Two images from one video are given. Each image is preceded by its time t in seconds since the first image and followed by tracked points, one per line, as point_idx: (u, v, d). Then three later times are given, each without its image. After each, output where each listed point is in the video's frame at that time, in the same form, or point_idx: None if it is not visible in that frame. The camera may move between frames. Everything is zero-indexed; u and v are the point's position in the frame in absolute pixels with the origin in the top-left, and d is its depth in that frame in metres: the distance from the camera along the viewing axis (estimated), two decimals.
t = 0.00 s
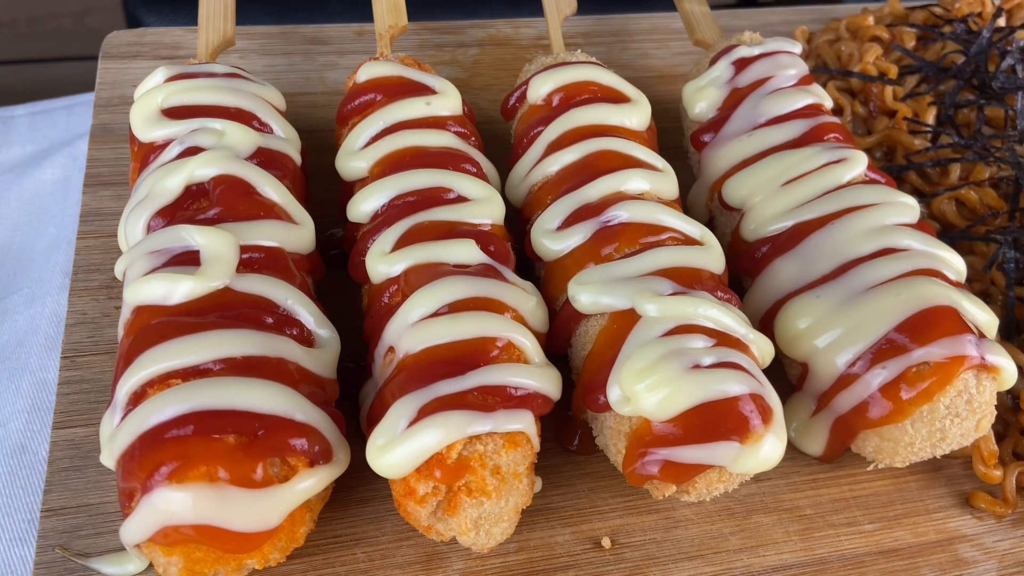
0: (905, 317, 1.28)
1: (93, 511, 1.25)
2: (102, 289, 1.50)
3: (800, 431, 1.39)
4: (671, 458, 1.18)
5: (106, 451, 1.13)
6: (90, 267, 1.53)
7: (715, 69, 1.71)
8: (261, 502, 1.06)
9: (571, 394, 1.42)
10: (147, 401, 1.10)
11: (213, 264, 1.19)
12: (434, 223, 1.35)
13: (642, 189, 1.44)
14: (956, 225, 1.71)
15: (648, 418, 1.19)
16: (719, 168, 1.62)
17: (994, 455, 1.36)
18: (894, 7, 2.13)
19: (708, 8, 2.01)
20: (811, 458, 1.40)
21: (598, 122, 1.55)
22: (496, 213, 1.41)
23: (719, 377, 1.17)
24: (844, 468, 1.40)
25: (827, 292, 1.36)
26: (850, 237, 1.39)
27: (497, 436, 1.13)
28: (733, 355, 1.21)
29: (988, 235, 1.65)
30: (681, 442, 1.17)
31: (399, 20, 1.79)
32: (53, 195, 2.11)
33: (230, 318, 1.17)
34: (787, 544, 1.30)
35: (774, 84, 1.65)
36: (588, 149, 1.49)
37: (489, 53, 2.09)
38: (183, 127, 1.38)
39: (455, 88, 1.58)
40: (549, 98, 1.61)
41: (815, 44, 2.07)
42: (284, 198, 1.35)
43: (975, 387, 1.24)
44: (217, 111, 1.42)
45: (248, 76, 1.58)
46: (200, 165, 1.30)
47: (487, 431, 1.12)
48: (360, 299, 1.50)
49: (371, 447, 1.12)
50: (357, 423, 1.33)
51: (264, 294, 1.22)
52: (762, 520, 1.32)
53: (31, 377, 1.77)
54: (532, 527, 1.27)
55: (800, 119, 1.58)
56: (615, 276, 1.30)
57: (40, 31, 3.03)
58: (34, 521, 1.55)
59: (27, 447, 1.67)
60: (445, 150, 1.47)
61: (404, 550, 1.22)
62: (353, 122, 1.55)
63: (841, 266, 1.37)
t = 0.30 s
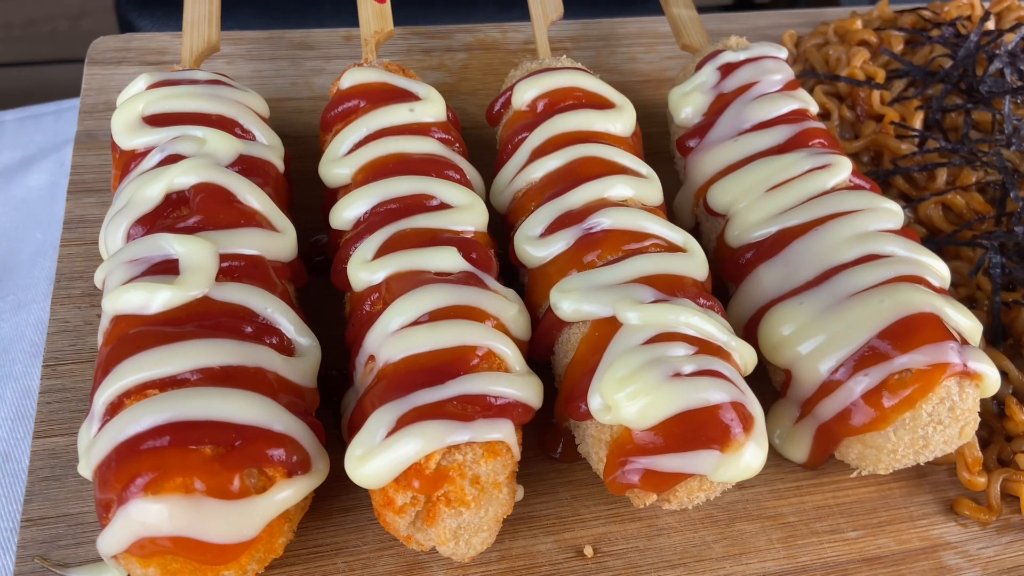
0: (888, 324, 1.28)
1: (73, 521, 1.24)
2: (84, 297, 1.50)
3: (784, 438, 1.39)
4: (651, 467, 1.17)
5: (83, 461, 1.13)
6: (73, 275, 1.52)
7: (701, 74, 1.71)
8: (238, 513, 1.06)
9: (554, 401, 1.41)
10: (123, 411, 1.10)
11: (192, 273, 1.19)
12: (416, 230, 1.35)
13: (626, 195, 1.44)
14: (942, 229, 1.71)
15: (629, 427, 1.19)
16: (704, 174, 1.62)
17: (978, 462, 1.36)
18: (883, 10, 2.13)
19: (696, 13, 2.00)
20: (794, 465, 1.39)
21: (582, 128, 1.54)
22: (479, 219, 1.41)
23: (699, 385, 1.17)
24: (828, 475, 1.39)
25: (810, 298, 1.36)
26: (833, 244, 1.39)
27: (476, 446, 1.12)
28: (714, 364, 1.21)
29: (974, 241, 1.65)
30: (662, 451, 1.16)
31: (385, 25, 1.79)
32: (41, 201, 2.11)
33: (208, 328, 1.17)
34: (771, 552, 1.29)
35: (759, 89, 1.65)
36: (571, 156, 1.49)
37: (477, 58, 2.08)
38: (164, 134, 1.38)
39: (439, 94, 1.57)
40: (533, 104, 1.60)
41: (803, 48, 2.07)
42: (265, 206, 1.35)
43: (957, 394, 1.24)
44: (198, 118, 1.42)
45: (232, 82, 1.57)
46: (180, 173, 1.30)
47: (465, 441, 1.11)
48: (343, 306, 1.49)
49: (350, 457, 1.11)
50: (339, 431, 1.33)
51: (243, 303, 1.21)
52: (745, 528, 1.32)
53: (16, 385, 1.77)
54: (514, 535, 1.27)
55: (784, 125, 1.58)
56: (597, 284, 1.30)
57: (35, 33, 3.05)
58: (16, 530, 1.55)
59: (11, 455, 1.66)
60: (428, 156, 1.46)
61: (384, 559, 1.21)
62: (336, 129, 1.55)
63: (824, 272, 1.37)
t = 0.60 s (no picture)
0: (866, 329, 1.27)
1: (50, 529, 1.24)
2: (64, 303, 1.49)
3: (765, 443, 1.39)
4: (629, 474, 1.17)
5: (58, 470, 1.13)
6: (52, 281, 1.52)
7: (684, 79, 1.71)
8: (211, 522, 1.05)
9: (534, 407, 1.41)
10: (96, 420, 1.09)
11: (167, 280, 1.19)
12: (394, 236, 1.34)
13: (606, 200, 1.44)
14: (926, 233, 1.71)
15: (606, 433, 1.18)
16: (687, 179, 1.62)
17: (959, 467, 1.35)
18: (869, 12, 2.13)
19: (681, 16, 2.00)
20: (775, 470, 1.39)
21: (564, 132, 1.54)
22: (458, 225, 1.40)
23: (676, 391, 1.17)
24: (809, 480, 1.39)
25: (790, 303, 1.36)
26: (813, 248, 1.39)
27: (452, 453, 1.12)
28: (691, 370, 1.21)
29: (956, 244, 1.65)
30: (639, 458, 1.16)
31: (368, 29, 1.79)
32: (25, 206, 2.11)
33: (183, 336, 1.16)
34: (750, 557, 1.29)
35: (741, 93, 1.65)
36: (552, 160, 1.48)
37: (463, 61, 2.08)
38: (142, 141, 1.38)
39: (420, 98, 1.57)
40: (515, 108, 1.60)
41: (789, 50, 2.06)
42: (244, 212, 1.34)
43: (936, 399, 1.24)
44: (177, 124, 1.42)
45: (212, 87, 1.57)
46: (157, 179, 1.29)
47: (441, 448, 1.11)
48: (324, 311, 1.49)
49: (324, 465, 1.11)
50: (317, 438, 1.32)
51: (219, 311, 1.21)
52: (724, 534, 1.31)
53: None
54: (492, 542, 1.26)
55: (766, 129, 1.58)
56: (575, 289, 1.30)
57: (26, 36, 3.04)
58: None
59: None
60: (408, 161, 1.46)
61: (362, 567, 1.21)
62: (317, 134, 1.54)
63: (804, 277, 1.37)
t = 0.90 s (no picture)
0: (849, 334, 1.27)
1: (28, 538, 1.23)
2: (45, 310, 1.48)
3: (749, 449, 1.38)
4: (610, 481, 1.16)
5: (33, 478, 1.12)
6: (33, 287, 1.51)
7: (669, 82, 1.70)
8: (186, 532, 1.04)
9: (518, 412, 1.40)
10: (71, 428, 1.09)
11: (144, 287, 1.18)
12: (375, 242, 1.33)
13: (590, 205, 1.43)
14: (913, 236, 1.70)
15: (587, 440, 1.18)
16: (673, 183, 1.62)
17: (943, 472, 1.35)
18: (857, 15, 2.12)
19: (669, 18, 2.00)
20: (759, 475, 1.39)
21: (548, 136, 1.53)
22: (441, 230, 1.39)
23: (657, 398, 1.16)
24: (793, 485, 1.39)
25: (773, 308, 1.36)
26: (796, 253, 1.38)
27: (430, 461, 1.11)
28: (673, 376, 1.20)
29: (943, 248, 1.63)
30: (620, 465, 1.15)
31: (353, 33, 1.78)
32: (10, 211, 2.09)
33: (160, 343, 1.15)
34: (733, 564, 1.28)
35: (726, 97, 1.64)
36: (535, 165, 1.48)
37: (450, 64, 2.07)
38: (121, 146, 1.37)
39: (403, 102, 1.56)
40: (499, 112, 1.59)
41: (777, 53, 2.06)
42: (224, 219, 1.33)
43: (919, 404, 1.23)
44: (157, 129, 1.41)
45: (194, 92, 1.56)
46: (134, 186, 1.29)
47: (419, 456, 1.10)
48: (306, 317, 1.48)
49: (302, 474, 1.10)
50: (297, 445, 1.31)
51: (197, 318, 1.20)
52: (708, 540, 1.31)
53: None
54: (474, 550, 1.26)
55: (751, 132, 1.58)
56: (557, 295, 1.29)
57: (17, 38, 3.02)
58: None
59: None
60: (390, 166, 1.45)
61: None
62: (300, 138, 1.53)
63: (788, 282, 1.37)
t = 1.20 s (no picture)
0: (828, 339, 1.26)
1: None
2: (20, 316, 1.47)
3: (729, 454, 1.37)
4: (585, 489, 1.15)
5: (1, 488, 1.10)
6: (8, 294, 1.50)
7: (651, 84, 1.70)
8: (154, 543, 1.03)
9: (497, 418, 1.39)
10: (39, 438, 1.07)
11: (114, 294, 1.16)
12: (351, 247, 1.32)
13: (569, 209, 1.42)
14: (897, 238, 1.69)
15: (563, 447, 1.16)
16: (654, 186, 1.61)
17: (924, 477, 1.33)
18: (843, 15, 2.11)
19: (653, 20, 1.98)
20: (740, 481, 1.38)
21: (527, 140, 1.52)
22: (418, 235, 1.38)
23: (633, 404, 1.15)
24: (773, 490, 1.38)
25: (752, 312, 1.35)
26: (775, 257, 1.38)
27: (403, 470, 1.09)
28: (649, 382, 1.19)
29: (926, 251, 1.61)
30: (596, 472, 1.14)
31: (333, 35, 1.76)
32: None
33: (129, 351, 1.14)
34: (713, 571, 1.27)
35: (708, 99, 1.64)
36: (514, 168, 1.47)
37: (433, 66, 2.06)
38: (94, 151, 1.36)
39: (382, 105, 1.55)
40: (479, 115, 1.58)
41: (762, 54, 2.05)
42: (198, 224, 1.32)
43: (898, 409, 1.23)
44: (131, 133, 1.40)
45: (170, 96, 1.56)
46: (106, 191, 1.27)
47: (391, 465, 1.08)
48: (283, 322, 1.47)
49: (272, 483, 1.08)
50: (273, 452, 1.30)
51: (168, 325, 1.19)
52: (687, 547, 1.30)
53: None
54: (450, 558, 1.24)
55: (732, 135, 1.57)
56: (534, 299, 1.28)
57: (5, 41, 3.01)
58: None
59: None
60: (368, 170, 1.44)
61: None
62: (277, 142, 1.52)
63: (767, 286, 1.36)
